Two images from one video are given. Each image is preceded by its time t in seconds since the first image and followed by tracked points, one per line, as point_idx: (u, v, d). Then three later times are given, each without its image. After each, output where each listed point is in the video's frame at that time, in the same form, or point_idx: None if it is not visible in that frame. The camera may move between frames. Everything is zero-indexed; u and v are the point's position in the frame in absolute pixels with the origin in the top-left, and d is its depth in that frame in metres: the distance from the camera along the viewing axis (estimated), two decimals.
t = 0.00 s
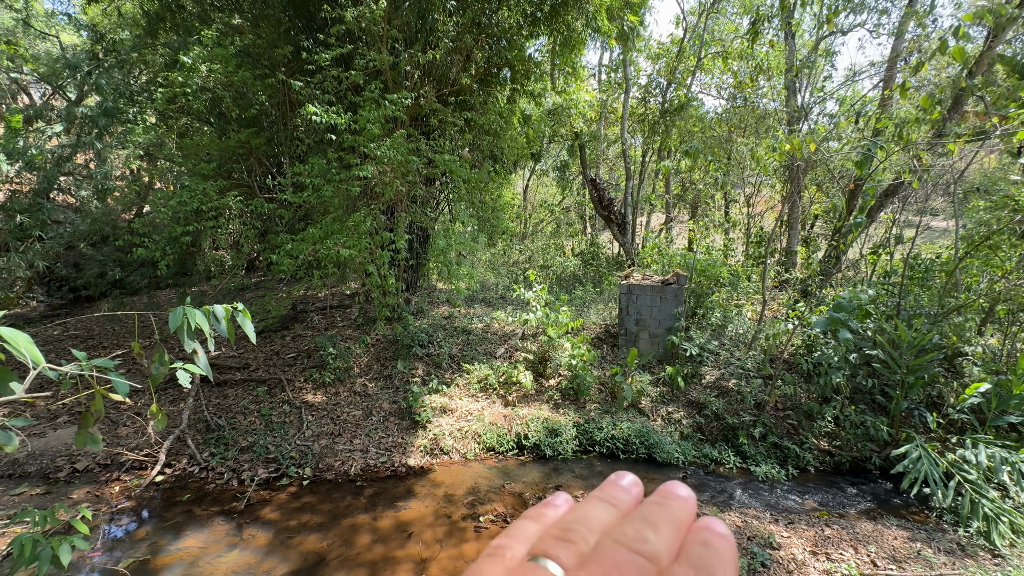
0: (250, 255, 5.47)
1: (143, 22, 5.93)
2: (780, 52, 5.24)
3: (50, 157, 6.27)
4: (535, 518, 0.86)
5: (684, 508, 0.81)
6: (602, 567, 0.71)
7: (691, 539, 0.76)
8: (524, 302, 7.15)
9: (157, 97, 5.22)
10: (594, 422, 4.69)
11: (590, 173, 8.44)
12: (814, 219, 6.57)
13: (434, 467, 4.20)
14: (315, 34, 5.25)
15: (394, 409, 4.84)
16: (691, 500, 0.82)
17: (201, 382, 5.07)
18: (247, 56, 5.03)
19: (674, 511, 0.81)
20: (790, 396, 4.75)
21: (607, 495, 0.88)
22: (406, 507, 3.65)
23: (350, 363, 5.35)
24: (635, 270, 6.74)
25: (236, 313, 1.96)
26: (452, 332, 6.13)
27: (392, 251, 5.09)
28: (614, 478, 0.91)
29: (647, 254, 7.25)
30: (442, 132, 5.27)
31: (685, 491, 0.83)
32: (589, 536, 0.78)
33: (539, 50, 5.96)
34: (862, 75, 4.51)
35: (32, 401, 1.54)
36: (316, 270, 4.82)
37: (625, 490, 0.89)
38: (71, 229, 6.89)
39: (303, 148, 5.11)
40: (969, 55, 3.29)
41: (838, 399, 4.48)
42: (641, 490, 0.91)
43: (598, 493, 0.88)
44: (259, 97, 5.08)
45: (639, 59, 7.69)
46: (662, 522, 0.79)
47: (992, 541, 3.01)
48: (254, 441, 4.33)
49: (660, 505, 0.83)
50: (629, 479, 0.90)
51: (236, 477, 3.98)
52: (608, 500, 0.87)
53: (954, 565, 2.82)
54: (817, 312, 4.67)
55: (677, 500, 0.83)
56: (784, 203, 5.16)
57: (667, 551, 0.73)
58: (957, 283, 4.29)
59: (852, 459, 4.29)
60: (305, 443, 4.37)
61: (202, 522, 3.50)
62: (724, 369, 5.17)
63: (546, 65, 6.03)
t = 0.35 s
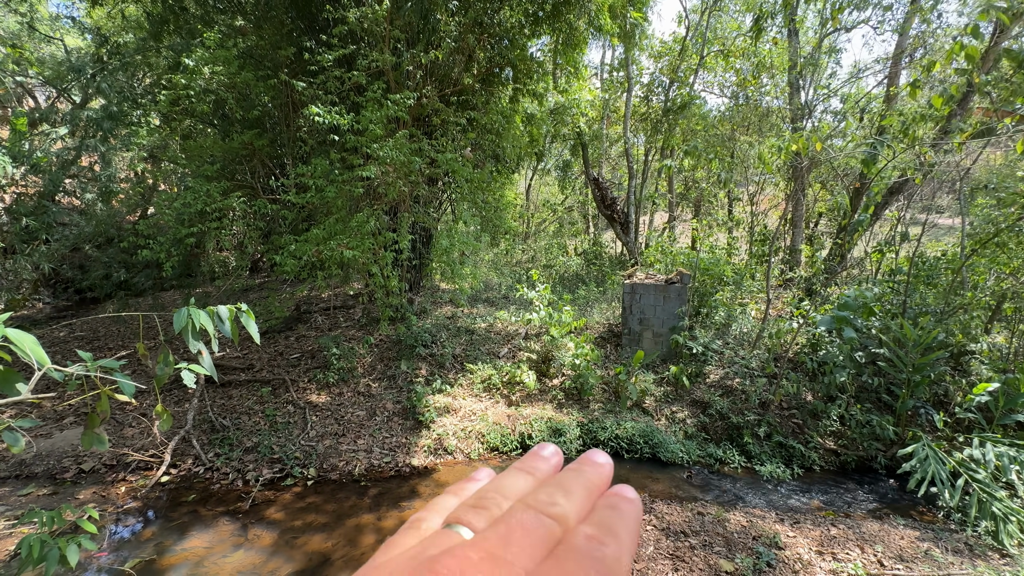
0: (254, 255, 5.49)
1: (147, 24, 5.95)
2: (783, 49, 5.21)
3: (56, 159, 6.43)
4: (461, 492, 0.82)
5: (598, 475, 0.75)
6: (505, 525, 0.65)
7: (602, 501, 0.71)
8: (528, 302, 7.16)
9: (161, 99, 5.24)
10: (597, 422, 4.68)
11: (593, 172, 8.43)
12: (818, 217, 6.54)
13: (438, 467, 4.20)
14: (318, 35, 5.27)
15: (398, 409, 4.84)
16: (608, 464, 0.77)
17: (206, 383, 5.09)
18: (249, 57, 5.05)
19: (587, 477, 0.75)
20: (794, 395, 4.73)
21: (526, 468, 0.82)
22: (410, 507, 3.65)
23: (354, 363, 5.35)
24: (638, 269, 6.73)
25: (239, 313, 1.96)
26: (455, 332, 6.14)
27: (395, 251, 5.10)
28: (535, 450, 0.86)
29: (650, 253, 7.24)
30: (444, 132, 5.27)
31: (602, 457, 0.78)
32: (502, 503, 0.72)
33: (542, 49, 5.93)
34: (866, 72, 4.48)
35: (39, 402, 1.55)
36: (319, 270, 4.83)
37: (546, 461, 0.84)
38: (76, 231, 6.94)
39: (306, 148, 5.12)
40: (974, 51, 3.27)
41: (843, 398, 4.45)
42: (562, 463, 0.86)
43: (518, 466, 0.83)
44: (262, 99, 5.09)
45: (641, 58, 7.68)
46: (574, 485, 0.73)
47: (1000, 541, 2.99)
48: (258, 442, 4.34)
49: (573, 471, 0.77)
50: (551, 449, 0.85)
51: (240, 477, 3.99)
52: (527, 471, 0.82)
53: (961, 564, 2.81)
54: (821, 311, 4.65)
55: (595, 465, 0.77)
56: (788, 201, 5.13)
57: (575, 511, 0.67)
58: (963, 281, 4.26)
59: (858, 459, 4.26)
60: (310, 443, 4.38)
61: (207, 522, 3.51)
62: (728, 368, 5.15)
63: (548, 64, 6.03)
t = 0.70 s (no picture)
0: (263, 258, 5.53)
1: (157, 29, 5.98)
2: (791, 48, 5.18)
3: (69, 165, 6.54)
4: (374, 474, 0.80)
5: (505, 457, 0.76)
6: (404, 494, 0.63)
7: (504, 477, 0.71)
8: (534, 303, 7.16)
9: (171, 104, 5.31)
10: (605, 423, 4.66)
11: (599, 173, 8.42)
12: (827, 216, 6.48)
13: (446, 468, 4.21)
14: (325, 40, 5.31)
15: (406, 410, 4.86)
16: (514, 446, 0.78)
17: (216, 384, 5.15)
18: (258, 62, 5.12)
19: (494, 457, 0.77)
20: (804, 395, 4.69)
21: (440, 448, 0.82)
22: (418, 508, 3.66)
23: (362, 365, 5.38)
24: (645, 269, 6.71)
25: (250, 316, 1.99)
26: (462, 333, 6.15)
27: (402, 253, 5.12)
28: (450, 434, 0.86)
29: (657, 253, 7.21)
30: (451, 134, 5.29)
31: (511, 440, 0.80)
32: (407, 477, 0.71)
33: (547, 51, 5.99)
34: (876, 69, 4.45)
35: (56, 404, 1.58)
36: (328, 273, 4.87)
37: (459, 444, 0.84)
38: (88, 235, 7.04)
39: (314, 152, 5.17)
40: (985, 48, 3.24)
41: (854, 398, 4.40)
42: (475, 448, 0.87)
43: (431, 446, 0.82)
44: (270, 103, 5.15)
45: (647, 58, 7.67)
46: (479, 463, 0.73)
47: (1016, 544, 2.94)
48: (268, 443, 4.37)
49: (483, 451, 0.78)
50: (465, 433, 0.86)
51: (251, 478, 4.03)
52: (440, 451, 0.81)
53: (976, 567, 2.77)
54: (831, 310, 4.61)
55: (502, 446, 0.79)
56: (797, 200, 5.09)
57: (480, 486, 0.67)
58: (976, 280, 4.21)
59: (870, 460, 4.21)
60: (319, 444, 4.40)
61: (218, 523, 3.54)
62: (736, 368, 5.12)
63: (554, 65, 6.04)
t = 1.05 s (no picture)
0: (272, 261, 5.58)
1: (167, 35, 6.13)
2: (801, 44, 5.13)
3: (82, 171, 6.63)
4: (273, 465, 0.78)
5: (408, 437, 0.79)
6: (297, 476, 0.64)
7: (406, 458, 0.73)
8: (542, 303, 7.16)
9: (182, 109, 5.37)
10: (614, 423, 4.64)
11: (606, 172, 8.39)
12: (839, 213, 6.41)
13: (455, 469, 4.21)
14: (332, 43, 5.36)
15: (414, 411, 4.87)
16: (418, 427, 0.81)
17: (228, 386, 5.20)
18: (266, 66, 5.21)
19: (396, 437, 0.79)
20: (816, 395, 4.64)
21: (344, 435, 0.82)
22: (428, 509, 3.67)
23: (370, 366, 5.41)
24: (653, 269, 6.67)
25: (261, 318, 2.00)
26: (470, 334, 6.16)
27: (410, 254, 5.13)
28: (354, 421, 0.87)
29: (666, 253, 7.17)
30: (458, 135, 5.31)
31: (415, 421, 0.83)
32: (305, 464, 0.71)
33: (553, 50, 5.96)
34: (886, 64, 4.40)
35: (73, 406, 1.61)
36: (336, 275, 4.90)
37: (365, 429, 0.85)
38: (102, 240, 7.15)
39: (323, 155, 5.20)
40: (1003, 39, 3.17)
41: (866, 398, 4.35)
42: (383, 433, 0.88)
43: (335, 433, 0.82)
44: (278, 106, 5.19)
45: (654, 56, 7.63)
46: (379, 444, 0.75)
47: None
48: (279, 444, 4.41)
49: (386, 433, 0.80)
50: (370, 420, 0.87)
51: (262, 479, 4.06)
52: (345, 437, 0.82)
53: (995, 570, 2.73)
54: (843, 309, 4.55)
55: (406, 428, 0.82)
56: (807, 198, 5.01)
57: (377, 463, 0.69)
58: (992, 277, 4.14)
59: (884, 461, 4.15)
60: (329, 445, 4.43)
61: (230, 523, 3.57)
62: (747, 368, 5.07)
63: (560, 65, 6.02)
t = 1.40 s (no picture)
0: (277, 262, 5.60)
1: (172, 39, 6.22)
2: (804, 42, 5.11)
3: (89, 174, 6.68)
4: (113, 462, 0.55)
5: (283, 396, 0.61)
6: (153, 452, 0.45)
7: (298, 402, 0.56)
8: (546, 303, 7.17)
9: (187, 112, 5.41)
10: (619, 423, 4.63)
11: (610, 172, 8.38)
12: (844, 211, 6.38)
13: (460, 469, 4.22)
14: (335, 45, 5.38)
15: (419, 411, 4.88)
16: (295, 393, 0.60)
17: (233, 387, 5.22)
18: (270, 69, 5.23)
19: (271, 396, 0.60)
20: (822, 394, 4.61)
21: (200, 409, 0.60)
22: (434, 509, 3.67)
23: (375, 367, 5.42)
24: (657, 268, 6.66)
25: (266, 319, 2.01)
26: (475, 334, 6.17)
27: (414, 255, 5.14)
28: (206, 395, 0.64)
29: (670, 252, 7.16)
30: (461, 135, 5.31)
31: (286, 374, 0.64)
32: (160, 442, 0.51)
33: (555, 50, 5.96)
34: (892, 61, 4.36)
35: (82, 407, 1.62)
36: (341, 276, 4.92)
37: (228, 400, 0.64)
38: (109, 242, 7.21)
39: (327, 156, 5.22)
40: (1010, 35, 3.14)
41: (873, 396, 4.32)
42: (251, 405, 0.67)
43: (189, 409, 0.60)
44: (282, 108, 5.21)
45: (657, 55, 7.62)
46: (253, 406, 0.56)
47: None
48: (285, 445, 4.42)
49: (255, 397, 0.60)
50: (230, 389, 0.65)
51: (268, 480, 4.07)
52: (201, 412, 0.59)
53: (1005, 570, 2.71)
54: (850, 307, 4.53)
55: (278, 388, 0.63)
56: (813, 195, 4.96)
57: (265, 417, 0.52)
58: (1000, 275, 4.10)
59: (891, 460, 4.12)
60: (334, 446, 4.45)
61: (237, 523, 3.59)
62: (752, 367, 5.04)
63: (563, 65, 6.02)
